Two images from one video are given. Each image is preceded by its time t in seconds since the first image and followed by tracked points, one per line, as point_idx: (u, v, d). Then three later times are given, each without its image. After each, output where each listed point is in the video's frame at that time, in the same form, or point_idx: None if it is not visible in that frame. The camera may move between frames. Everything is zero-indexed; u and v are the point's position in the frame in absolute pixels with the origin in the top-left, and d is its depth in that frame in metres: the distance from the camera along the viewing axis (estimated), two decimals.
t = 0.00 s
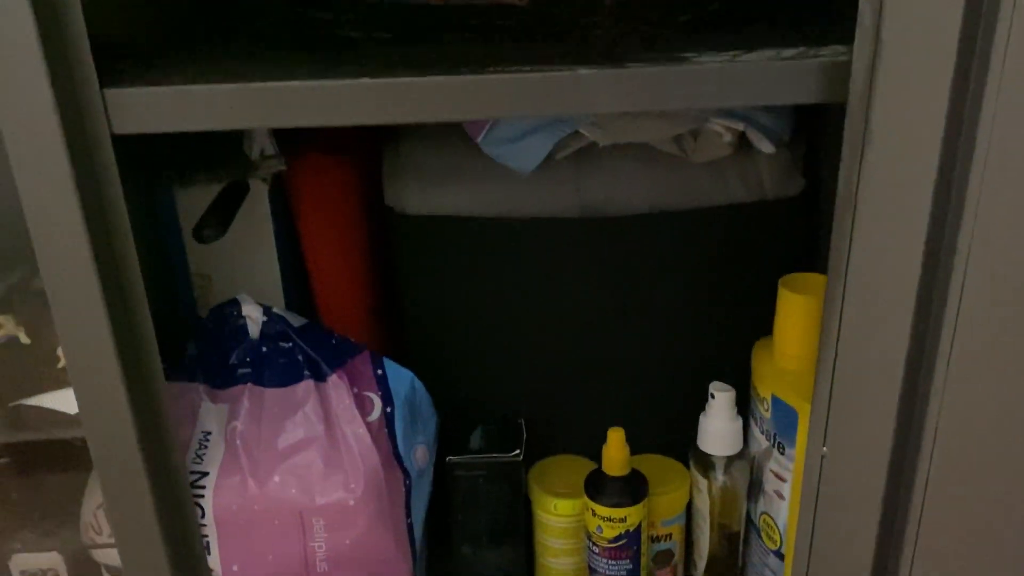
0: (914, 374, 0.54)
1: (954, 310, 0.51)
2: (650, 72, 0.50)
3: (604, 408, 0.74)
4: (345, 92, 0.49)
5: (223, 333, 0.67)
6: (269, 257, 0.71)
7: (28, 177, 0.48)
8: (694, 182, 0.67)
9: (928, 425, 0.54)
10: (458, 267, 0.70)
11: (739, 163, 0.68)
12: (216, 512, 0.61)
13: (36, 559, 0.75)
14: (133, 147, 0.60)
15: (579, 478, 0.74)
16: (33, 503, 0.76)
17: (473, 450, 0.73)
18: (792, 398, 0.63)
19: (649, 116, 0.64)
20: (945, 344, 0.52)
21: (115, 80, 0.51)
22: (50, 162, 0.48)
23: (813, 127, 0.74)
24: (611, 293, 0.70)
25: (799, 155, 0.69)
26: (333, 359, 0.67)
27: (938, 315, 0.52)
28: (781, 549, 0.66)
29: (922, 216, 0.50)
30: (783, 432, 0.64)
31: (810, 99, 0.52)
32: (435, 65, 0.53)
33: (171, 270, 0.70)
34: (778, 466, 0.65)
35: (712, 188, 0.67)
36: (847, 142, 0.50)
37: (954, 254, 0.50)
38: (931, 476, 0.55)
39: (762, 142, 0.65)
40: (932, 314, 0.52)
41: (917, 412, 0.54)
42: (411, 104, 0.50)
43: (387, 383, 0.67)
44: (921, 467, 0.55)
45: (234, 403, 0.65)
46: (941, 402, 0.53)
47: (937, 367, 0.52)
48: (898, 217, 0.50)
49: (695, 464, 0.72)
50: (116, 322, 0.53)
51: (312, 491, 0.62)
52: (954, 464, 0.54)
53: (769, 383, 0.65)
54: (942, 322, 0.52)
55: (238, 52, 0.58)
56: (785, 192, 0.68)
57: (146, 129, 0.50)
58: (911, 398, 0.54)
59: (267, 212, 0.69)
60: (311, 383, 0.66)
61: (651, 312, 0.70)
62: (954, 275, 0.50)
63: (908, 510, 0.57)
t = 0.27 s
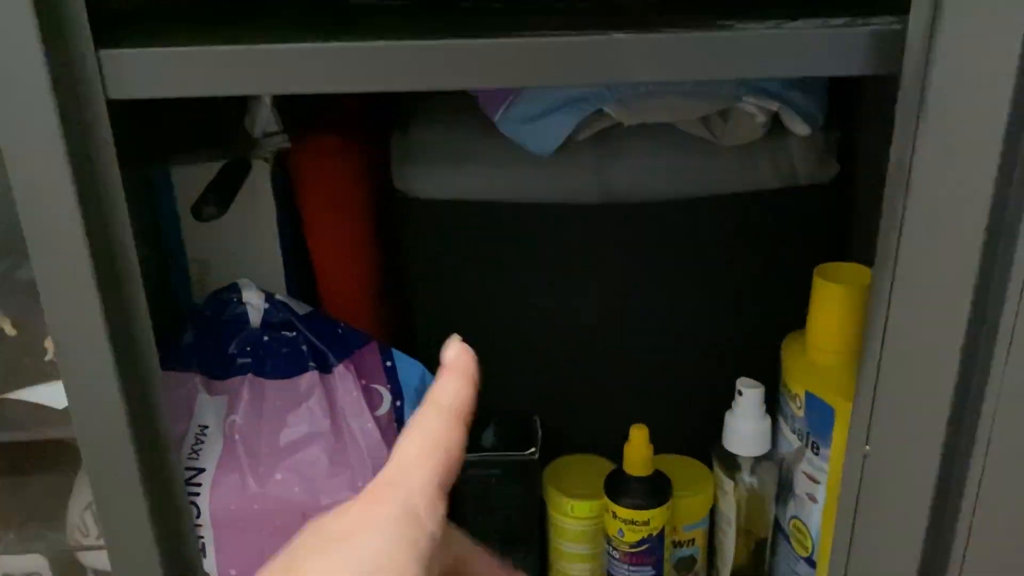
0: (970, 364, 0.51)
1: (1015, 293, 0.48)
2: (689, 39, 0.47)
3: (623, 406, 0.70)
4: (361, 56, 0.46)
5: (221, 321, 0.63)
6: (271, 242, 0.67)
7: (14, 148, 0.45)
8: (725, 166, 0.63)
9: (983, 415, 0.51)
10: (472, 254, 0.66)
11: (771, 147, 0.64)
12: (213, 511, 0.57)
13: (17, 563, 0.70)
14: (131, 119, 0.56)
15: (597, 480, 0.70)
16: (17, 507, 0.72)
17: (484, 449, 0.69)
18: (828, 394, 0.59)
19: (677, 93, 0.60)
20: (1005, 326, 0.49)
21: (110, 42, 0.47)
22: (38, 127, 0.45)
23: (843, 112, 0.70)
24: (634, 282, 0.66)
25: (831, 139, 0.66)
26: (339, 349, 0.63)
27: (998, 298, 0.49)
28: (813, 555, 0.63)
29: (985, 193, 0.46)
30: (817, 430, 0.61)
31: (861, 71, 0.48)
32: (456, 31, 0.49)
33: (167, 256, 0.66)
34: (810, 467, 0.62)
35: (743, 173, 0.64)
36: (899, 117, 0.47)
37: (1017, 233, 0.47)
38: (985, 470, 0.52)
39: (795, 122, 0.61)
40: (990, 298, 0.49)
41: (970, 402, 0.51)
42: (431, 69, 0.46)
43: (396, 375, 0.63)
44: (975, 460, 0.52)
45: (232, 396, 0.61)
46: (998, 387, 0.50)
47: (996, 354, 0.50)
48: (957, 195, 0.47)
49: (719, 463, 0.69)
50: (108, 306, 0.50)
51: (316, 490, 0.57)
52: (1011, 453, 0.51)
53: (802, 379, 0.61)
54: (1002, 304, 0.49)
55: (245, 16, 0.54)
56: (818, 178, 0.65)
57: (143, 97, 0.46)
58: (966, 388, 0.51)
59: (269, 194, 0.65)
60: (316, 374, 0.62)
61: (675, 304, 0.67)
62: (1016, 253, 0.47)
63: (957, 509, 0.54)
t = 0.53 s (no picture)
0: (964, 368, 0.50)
1: (1010, 299, 0.48)
2: (685, 40, 0.47)
3: (621, 405, 0.71)
4: (359, 57, 0.46)
5: (221, 320, 0.63)
6: (270, 241, 0.67)
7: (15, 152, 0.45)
8: (722, 167, 0.64)
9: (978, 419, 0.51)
10: (471, 253, 0.67)
11: (768, 147, 0.64)
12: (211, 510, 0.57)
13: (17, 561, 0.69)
14: (132, 119, 0.56)
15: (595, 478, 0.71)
16: (16, 507, 0.72)
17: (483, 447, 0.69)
18: (825, 393, 0.59)
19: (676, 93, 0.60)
20: (1000, 331, 0.49)
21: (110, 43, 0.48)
22: (37, 128, 0.45)
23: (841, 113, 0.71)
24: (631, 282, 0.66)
25: (828, 139, 0.66)
26: (338, 349, 0.63)
27: (993, 304, 0.49)
28: (809, 553, 0.63)
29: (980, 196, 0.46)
30: (815, 429, 0.61)
31: (856, 73, 0.48)
32: (454, 32, 0.49)
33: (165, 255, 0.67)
34: (807, 466, 0.62)
35: (740, 173, 0.64)
36: (894, 118, 0.47)
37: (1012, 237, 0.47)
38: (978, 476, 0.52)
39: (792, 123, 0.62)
40: (986, 301, 0.49)
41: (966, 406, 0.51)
42: (429, 71, 0.46)
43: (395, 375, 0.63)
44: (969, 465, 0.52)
45: (232, 395, 0.61)
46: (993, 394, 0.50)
47: (990, 360, 0.49)
48: (952, 199, 0.47)
49: (716, 462, 0.69)
50: (107, 306, 0.50)
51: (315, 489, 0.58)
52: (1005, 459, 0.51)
53: (799, 378, 0.61)
54: (997, 307, 0.49)
55: (241, 17, 0.54)
56: (815, 178, 0.65)
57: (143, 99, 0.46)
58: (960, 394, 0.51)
59: (268, 194, 0.65)
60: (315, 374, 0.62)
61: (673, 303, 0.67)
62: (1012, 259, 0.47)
63: (952, 511, 0.54)
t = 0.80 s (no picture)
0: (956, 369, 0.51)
1: (1002, 303, 0.49)
2: (683, 47, 0.48)
3: (620, 404, 0.72)
4: (363, 64, 0.47)
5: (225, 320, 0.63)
6: (274, 243, 0.68)
7: (25, 158, 0.46)
8: (720, 169, 0.65)
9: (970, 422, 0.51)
10: (472, 255, 0.68)
11: (765, 151, 0.65)
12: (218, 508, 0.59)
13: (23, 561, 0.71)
14: (138, 123, 0.57)
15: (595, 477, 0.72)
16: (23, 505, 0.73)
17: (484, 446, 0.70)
18: (821, 393, 0.60)
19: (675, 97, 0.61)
20: (991, 337, 0.49)
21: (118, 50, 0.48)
22: (47, 132, 0.45)
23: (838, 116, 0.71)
24: (630, 283, 0.67)
25: (825, 142, 0.67)
26: (342, 349, 0.64)
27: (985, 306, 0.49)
28: (806, 550, 0.64)
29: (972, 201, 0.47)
30: (811, 428, 0.62)
31: (852, 79, 0.49)
32: (456, 39, 0.50)
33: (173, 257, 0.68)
34: (804, 464, 0.63)
35: (738, 175, 0.65)
36: (889, 124, 0.48)
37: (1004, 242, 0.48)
38: (970, 478, 0.52)
39: (790, 126, 0.63)
40: (977, 305, 0.50)
41: (958, 408, 0.52)
42: (432, 77, 0.47)
43: (398, 374, 0.64)
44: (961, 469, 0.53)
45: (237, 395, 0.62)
46: (984, 398, 0.51)
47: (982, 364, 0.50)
48: (945, 202, 0.47)
49: (714, 461, 0.70)
50: (116, 307, 0.51)
51: (320, 487, 0.59)
52: (996, 461, 0.52)
53: (796, 378, 0.62)
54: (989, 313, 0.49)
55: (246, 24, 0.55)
56: (813, 181, 0.66)
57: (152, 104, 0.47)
58: (953, 395, 0.52)
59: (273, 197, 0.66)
60: (320, 374, 0.62)
61: (672, 304, 0.68)
62: (1003, 263, 0.48)
63: (944, 512, 0.54)
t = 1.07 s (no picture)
0: (933, 374, 0.51)
1: (978, 305, 0.49)
2: (661, 49, 0.48)
3: (606, 403, 0.72)
4: (342, 66, 0.47)
5: (211, 321, 0.65)
6: (260, 243, 0.68)
7: (8, 159, 0.46)
8: (703, 170, 0.65)
9: (947, 429, 0.52)
10: (457, 255, 0.68)
11: (749, 152, 0.65)
12: (202, 508, 0.59)
13: (15, 557, 0.71)
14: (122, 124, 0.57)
15: (580, 475, 0.72)
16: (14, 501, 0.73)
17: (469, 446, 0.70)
18: (803, 392, 0.61)
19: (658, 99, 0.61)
20: (967, 344, 0.50)
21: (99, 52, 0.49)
22: (28, 133, 0.46)
23: (823, 117, 0.72)
24: (615, 284, 0.67)
25: (809, 143, 0.67)
26: (326, 349, 0.64)
27: (961, 311, 0.50)
28: (789, 549, 0.64)
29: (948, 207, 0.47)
30: (794, 428, 0.62)
31: (831, 81, 0.49)
32: (436, 41, 0.50)
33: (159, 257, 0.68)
34: (786, 463, 0.63)
35: (722, 177, 0.65)
36: (867, 126, 0.48)
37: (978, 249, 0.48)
38: (948, 484, 0.53)
39: (772, 127, 0.63)
40: (954, 311, 0.50)
41: (935, 413, 0.52)
42: (411, 79, 0.47)
43: (381, 374, 0.64)
44: (937, 476, 0.53)
45: (222, 395, 0.62)
46: (961, 406, 0.51)
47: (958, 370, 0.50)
48: (922, 205, 0.48)
49: (699, 460, 0.70)
50: (99, 307, 0.51)
51: (304, 487, 0.59)
52: (972, 470, 0.52)
53: (779, 377, 0.62)
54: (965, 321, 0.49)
55: (227, 26, 0.55)
56: (796, 182, 0.66)
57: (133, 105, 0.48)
58: (930, 400, 0.52)
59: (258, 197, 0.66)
60: (304, 373, 0.63)
61: (656, 305, 0.68)
62: (979, 271, 0.48)
63: (922, 514, 0.55)
